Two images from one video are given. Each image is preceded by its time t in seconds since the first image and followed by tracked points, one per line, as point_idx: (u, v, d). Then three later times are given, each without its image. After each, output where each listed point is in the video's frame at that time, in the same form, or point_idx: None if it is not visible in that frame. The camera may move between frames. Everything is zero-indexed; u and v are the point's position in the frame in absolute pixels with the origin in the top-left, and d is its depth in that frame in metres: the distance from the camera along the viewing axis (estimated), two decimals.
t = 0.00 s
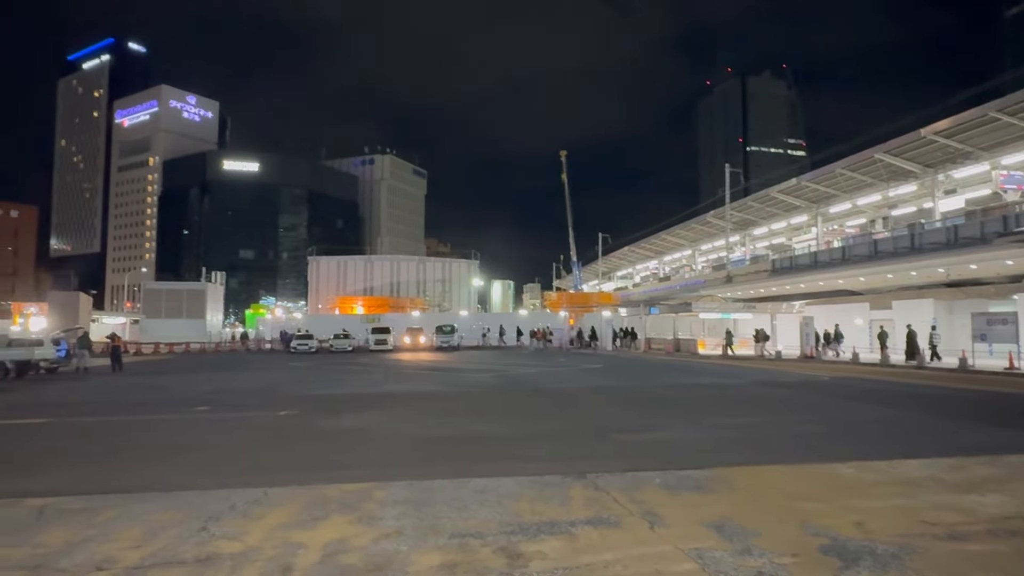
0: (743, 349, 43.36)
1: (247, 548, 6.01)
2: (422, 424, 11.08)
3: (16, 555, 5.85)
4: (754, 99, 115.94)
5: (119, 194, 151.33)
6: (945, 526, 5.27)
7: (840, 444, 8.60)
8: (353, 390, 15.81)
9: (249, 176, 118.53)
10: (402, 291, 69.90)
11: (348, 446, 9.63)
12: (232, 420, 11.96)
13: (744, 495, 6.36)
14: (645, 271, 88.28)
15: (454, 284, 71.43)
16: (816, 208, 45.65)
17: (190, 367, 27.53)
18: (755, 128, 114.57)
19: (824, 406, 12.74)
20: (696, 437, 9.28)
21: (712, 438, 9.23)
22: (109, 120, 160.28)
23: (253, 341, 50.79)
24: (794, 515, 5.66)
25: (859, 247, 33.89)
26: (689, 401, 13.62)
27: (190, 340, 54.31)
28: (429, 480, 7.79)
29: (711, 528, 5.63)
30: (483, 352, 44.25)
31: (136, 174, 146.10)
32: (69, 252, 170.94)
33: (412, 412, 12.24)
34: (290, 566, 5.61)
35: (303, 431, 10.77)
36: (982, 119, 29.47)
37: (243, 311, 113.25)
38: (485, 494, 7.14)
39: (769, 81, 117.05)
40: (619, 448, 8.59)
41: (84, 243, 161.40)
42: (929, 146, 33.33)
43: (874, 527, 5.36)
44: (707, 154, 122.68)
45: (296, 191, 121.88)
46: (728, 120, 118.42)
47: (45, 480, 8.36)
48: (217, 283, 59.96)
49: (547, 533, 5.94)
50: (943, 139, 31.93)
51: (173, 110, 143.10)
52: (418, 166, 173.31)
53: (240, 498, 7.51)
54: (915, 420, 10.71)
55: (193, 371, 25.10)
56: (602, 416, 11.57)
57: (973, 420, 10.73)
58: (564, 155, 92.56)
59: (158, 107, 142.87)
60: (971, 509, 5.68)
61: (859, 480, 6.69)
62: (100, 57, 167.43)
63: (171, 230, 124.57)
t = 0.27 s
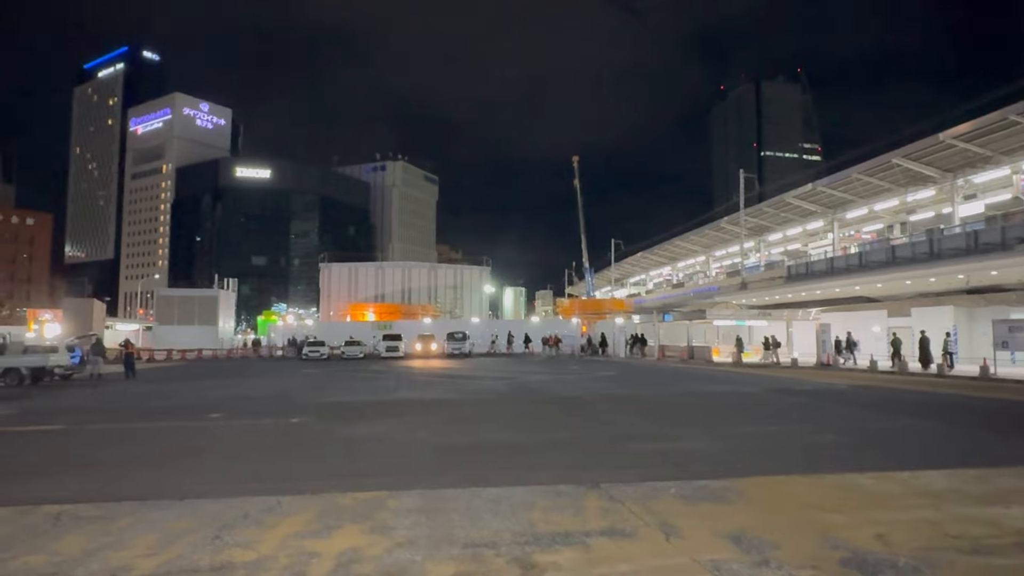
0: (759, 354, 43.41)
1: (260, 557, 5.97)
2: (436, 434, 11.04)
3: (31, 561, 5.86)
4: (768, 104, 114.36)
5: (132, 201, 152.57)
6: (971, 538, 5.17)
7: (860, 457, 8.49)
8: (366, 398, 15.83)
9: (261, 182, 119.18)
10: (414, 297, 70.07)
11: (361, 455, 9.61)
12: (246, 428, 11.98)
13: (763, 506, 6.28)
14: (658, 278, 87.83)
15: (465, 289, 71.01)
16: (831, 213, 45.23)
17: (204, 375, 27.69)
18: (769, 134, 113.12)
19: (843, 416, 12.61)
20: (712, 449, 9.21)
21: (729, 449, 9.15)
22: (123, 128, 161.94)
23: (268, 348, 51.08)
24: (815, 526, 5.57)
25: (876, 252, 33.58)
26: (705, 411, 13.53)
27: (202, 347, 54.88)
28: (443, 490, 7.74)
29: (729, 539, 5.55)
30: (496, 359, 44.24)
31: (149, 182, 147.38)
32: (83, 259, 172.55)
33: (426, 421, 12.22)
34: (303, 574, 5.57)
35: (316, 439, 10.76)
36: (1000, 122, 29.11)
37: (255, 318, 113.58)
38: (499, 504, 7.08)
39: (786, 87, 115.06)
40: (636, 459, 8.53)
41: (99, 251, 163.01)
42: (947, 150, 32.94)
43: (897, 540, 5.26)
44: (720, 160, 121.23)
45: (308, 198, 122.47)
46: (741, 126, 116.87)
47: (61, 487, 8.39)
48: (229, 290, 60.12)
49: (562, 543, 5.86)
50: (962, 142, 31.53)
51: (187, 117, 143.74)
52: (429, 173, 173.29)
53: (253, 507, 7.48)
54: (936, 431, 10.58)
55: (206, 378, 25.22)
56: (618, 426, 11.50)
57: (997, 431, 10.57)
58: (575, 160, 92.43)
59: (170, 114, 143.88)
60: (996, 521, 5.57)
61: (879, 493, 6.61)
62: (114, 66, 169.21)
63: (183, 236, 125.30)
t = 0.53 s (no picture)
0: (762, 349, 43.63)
1: (262, 552, 5.97)
2: (439, 429, 11.04)
3: (33, 556, 5.86)
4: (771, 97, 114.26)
5: (131, 195, 152.29)
6: (974, 534, 5.17)
7: (865, 452, 8.50)
8: (368, 393, 15.83)
9: (261, 176, 118.82)
10: (415, 291, 70.08)
11: (363, 450, 9.62)
12: (248, 423, 11.97)
13: (766, 502, 6.27)
14: (660, 272, 87.77)
15: (467, 284, 71.62)
16: (836, 207, 45.12)
17: (204, 369, 27.65)
18: (773, 126, 112.89)
19: (846, 411, 12.62)
20: (717, 443, 9.25)
21: (734, 444, 9.16)
22: (123, 121, 161.39)
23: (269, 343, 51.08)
24: (818, 521, 5.56)
25: (881, 247, 33.53)
26: (707, 406, 13.53)
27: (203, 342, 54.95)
28: (446, 485, 7.74)
29: (733, 535, 5.54)
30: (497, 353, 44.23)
31: (149, 175, 147.05)
32: (83, 253, 172.57)
33: (429, 417, 12.21)
34: (306, 569, 5.56)
35: (317, 435, 10.75)
36: (1006, 115, 28.97)
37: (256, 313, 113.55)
38: (502, 499, 7.07)
39: (790, 79, 114.97)
40: (639, 455, 8.54)
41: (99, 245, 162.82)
42: (953, 143, 32.80)
43: (901, 535, 5.26)
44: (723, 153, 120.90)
45: (307, 192, 122.28)
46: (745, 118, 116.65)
47: (65, 482, 8.39)
48: (229, 284, 60.07)
49: (565, 538, 5.86)
50: (968, 135, 31.40)
51: (186, 110, 142.96)
52: (430, 166, 172.86)
53: (255, 502, 7.47)
54: (939, 426, 10.58)
55: (208, 372, 25.21)
56: (621, 420, 11.51)
57: (1001, 426, 10.57)
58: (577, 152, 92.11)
59: (169, 108, 143.31)
60: (1000, 517, 5.57)
61: (885, 488, 6.65)
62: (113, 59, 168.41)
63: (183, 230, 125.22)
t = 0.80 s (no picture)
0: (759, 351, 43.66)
1: (258, 555, 5.94)
2: (435, 431, 11.04)
3: (28, 560, 5.82)
4: (768, 98, 114.69)
5: (126, 197, 151.73)
6: (969, 534, 5.19)
7: (860, 453, 8.53)
8: (364, 395, 15.81)
9: (257, 177, 118.41)
10: (411, 293, 69.95)
11: (359, 452, 9.59)
12: (244, 425, 11.94)
13: (763, 504, 6.29)
14: (656, 273, 87.84)
15: (463, 286, 70.98)
16: (832, 208, 45.24)
17: (199, 372, 27.56)
18: (769, 127, 113.16)
19: (842, 413, 12.67)
20: (714, 444, 9.27)
21: (730, 446, 9.17)
22: (117, 122, 160.81)
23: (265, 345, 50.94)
24: (814, 523, 5.58)
25: (877, 248, 33.64)
26: (704, 408, 13.56)
27: (198, 345, 54.76)
28: (442, 487, 7.73)
29: (729, 536, 5.55)
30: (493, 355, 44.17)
31: (143, 177, 146.58)
32: (77, 255, 171.90)
33: (425, 419, 12.18)
34: (302, 572, 5.53)
35: (312, 437, 10.72)
36: (1002, 117, 29.08)
37: (251, 315, 113.21)
38: (498, 501, 7.06)
39: (786, 80, 116.04)
40: (636, 457, 8.55)
41: (93, 247, 162.11)
42: (949, 145, 32.95)
43: (898, 537, 5.27)
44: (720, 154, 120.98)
45: (303, 194, 121.99)
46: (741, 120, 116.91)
47: (58, 485, 8.34)
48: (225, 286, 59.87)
49: (561, 541, 5.85)
50: (963, 137, 31.54)
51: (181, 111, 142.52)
52: (427, 168, 172.82)
53: (251, 504, 7.44)
54: (934, 428, 10.64)
55: (202, 375, 25.12)
56: (617, 423, 11.51)
57: (996, 428, 10.63)
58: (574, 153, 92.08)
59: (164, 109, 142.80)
60: (994, 518, 5.60)
61: (881, 489, 6.68)
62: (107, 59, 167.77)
63: (178, 232, 124.85)
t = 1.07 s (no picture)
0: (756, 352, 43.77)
1: (255, 558, 5.92)
2: (433, 432, 11.05)
3: (22, 563, 5.79)
4: (766, 99, 114.80)
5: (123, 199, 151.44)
6: (964, 538, 5.22)
7: (857, 455, 8.54)
8: (362, 397, 15.81)
9: (254, 180, 118.26)
10: (409, 295, 69.99)
11: (355, 455, 9.60)
12: (240, 428, 11.93)
13: (760, 506, 6.30)
14: (654, 275, 87.94)
15: (461, 288, 70.68)
16: (828, 210, 45.33)
17: (196, 374, 27.49)
18: (766, 129, 113.35)
19: (839, 414, 12.73)
20: (710, 446, 9.28)
21: (728, 447, 9.22)
22: (114, 124, 160.43)
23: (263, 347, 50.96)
24: (811, 526, 5.58)
25: (873, 250, 33.74)
26: (702, 409, 13.60)
27: (195, 347, 54.63)
28: (438, 490, 7.71)
29: (726, 539, 5.55)
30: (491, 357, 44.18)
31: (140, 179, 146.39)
32: (73, 257, 171.46)
33: (423, 421, 12.17)
34: None
35: (312, 438, 10.79)
36: (998, 119, 29.18)
37: (248, 317, 113.07)
38: (495, 504, 7.05)
39: (783, 81, 115.11)
40: (634, 458, 8.60)
41: (90, 249, 161.81)
42: (945, 147, 33.03)
43: (893, 539, 5.31)
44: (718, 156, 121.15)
45: (300, 195, 121.85)
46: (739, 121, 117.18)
47: (52, 488, 8.30)
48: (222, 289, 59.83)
49: (558, 543, 5.84)
50: (959, 140, 31.65)
51: (178, 113, 142.32)
52: (424, 170, 172.72)
53: (248, 507, 7.42)
54: (931, 429, 10.69)
55: (199, 377, 25.06)
56: (615, 424, 11.54)
57: (994, 429, 10.66)
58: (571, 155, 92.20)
59: (162, 111, 142.59)
60: (991, 521, 5.65)
61: (878, 491, 6.68)
62: (103, 61, 167.41)
63: (175, 234, 124.62)
